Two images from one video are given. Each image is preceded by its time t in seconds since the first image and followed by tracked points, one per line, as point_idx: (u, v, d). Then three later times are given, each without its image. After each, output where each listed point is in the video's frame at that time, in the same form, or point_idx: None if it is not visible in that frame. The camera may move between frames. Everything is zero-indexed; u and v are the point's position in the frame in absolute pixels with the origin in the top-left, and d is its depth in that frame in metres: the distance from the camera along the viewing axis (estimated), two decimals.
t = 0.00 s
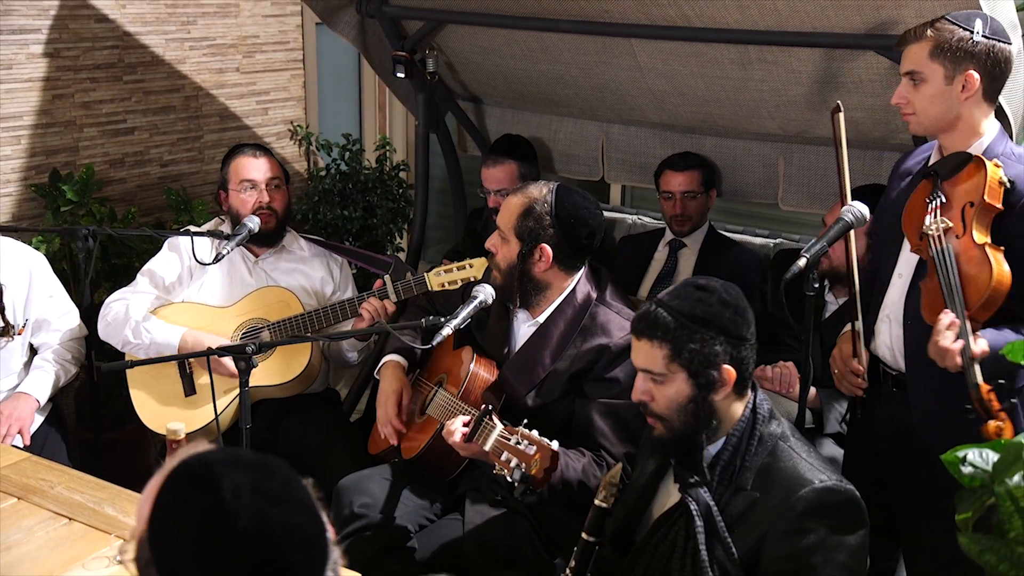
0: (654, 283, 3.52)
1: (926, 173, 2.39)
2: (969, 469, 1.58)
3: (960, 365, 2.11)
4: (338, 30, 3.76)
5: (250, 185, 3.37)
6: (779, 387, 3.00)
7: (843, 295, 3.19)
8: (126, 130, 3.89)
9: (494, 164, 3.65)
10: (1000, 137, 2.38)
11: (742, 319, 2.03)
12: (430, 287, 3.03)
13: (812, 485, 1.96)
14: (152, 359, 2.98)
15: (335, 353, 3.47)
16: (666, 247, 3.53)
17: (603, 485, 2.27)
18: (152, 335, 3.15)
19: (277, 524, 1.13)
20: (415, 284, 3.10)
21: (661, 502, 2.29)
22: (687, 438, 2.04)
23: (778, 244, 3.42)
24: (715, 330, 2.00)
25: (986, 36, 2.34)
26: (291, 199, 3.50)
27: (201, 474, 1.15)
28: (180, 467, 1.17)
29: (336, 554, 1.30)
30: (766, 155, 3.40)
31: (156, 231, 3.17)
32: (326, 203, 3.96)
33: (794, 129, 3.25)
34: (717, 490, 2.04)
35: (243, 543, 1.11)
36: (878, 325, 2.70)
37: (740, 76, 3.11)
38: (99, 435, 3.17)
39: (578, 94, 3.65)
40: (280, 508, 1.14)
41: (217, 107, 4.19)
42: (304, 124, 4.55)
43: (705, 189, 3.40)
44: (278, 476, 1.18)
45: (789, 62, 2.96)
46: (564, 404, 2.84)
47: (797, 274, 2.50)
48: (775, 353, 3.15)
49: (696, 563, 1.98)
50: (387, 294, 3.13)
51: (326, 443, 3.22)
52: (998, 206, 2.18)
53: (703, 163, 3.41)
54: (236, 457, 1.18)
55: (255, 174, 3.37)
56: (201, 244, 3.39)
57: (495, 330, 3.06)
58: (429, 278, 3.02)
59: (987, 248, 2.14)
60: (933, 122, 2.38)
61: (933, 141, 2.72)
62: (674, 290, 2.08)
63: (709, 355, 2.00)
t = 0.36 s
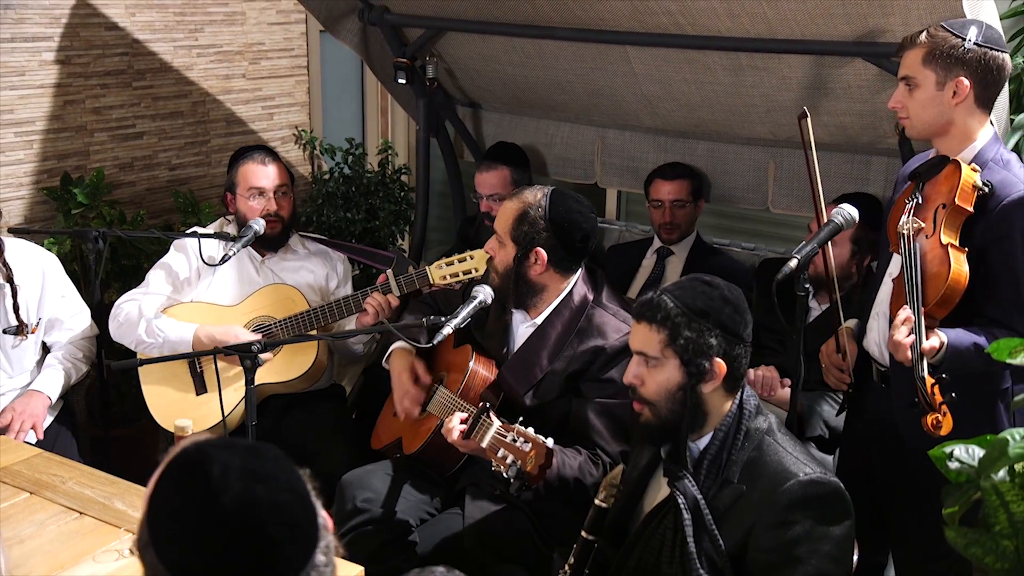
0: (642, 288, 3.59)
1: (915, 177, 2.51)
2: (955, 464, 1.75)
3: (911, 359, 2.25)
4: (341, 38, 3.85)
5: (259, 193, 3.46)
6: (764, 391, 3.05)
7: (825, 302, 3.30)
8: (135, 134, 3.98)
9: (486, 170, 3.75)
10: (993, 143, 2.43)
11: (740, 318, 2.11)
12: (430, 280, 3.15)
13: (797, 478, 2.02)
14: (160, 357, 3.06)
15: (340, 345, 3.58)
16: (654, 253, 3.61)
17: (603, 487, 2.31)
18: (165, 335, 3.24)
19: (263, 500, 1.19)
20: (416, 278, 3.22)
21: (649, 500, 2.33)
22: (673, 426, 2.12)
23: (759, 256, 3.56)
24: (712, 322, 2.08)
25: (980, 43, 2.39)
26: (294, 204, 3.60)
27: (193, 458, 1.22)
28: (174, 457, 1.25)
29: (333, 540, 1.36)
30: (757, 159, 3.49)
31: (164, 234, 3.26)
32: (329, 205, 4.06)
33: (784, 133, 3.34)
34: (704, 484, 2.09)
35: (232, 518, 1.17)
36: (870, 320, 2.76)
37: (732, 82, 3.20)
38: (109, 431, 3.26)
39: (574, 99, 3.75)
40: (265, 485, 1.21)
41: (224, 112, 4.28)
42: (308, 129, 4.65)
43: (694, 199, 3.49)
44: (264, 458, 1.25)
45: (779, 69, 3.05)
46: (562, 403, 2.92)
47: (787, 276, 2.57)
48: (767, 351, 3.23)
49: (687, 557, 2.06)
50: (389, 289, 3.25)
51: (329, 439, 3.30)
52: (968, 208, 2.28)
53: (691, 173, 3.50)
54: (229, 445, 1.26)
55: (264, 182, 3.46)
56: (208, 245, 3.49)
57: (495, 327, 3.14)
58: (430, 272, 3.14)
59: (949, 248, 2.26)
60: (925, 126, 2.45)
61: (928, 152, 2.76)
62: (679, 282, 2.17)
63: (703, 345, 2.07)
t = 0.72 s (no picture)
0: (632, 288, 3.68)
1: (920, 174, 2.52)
2: (947, 460, 1.79)
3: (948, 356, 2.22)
4: (342, 42, 3.90)
5: (258, 193, 3.51)
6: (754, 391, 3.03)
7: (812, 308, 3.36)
8: (140, 137, 4.04)
9: (474, 173, 3.83)
10: (988, 145, 2.48)
11: (762, 313, 2.18)
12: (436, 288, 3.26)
13: (800, 471, 2.04)
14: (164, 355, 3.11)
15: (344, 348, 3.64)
16: (640, 261, 3.71)
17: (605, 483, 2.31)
18: (168, 328, 3.28)
19: (271, 497, 1.22)
20: (422, 287, 3.32)
21: (654, 488, 2.34)
22: (679, 403, 2.19)
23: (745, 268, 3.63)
24: (735, 309, 2.16)
25: (979, 46, 2.44)
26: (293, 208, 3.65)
27: (202, 452, 1.24)
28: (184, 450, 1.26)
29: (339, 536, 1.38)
30: (751, 161, 3.55)
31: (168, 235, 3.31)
32: (331, 206, 4.11)
33: (778, 135, 3.40)
34: (706, 473, 2.12)
35: (239, 514, 1.19)
36: (865, 322, 2.80)
37: (726, 85, 3.26)
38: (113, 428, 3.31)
39: (571, 102, 3.82)
40: (273, 481, 1.23)
41: (227, 114, 4.35)
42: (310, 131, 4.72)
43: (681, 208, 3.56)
44: (272, 454, 1.27)
45: (772, 72, 3.10)
46: (559, 402, 2.95)
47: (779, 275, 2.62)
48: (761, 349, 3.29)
49: (688, 546, 2.07)
50: (395, 295, 3.35)
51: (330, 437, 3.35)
52: (987, 202, 2.31)
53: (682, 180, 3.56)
54: (237, 438, 1.28)
55: (264, 183, 3.51)
56: (211, 246, 3.55)
57: (495, 327, 3.15)
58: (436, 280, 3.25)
59: (975, 242, 2.27)
60: (923, 126, 2.49)
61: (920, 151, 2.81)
62: (711, 270, 2.25)
63: (720, 329, 2.14)
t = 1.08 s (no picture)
0: (630, 288, 3.75)
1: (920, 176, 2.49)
2: (938, 458, 1.66)
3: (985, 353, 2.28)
4: (343, 46, 3.96)
5: (258, 186, 3.57)
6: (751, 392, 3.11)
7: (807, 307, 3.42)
8: (145, 139, 4.10)
9: (473, 174, 3.89)
10: (972, 147, 2.54)
11: (762, 320, 2.22)
12: (436, 287, 3.37)
13: (799, 471, 2.07)
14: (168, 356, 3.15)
15: (348, 350, 3.71)
16: (639, 261, 3.77)
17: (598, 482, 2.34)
18: (174, 330, 3.34)
19: (284, 509, 1.22)
20: (423, 286, 3.39)
21: (654, 484, 2.39)
22: (681, 407, 2.21)
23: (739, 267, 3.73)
24: (738, 318, 2.18)
25: (969, 49, 2.49)
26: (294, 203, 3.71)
27: (215, 457, 1.24)
28: (196, 454, 1.26)
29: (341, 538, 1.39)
30: (746, 164, 3.61)
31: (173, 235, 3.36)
32: (333, 207, 4.17)
33: (773, 138, 3.47)
34: (706, 473, 2.16)
35: (251, 525, 1.19)
36: (861, 326, 2.80)
37: (722, 89, 3.32)
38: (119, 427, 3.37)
39: (570, 105, 3.89)
40: (288, 492, 1.23)
41: (231, 117, 4.42)
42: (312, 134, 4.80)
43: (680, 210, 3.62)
44: (286, 463, 1.27)
45: (767, 76, 3.16)
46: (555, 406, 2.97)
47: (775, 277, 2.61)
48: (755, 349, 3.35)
49: (688, 544, 2.09)
50: (397, 294, 3.42)
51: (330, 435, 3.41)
52: (1004, 204, 2.32)
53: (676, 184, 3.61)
54: (249, 444, 1.27)
55: (263, 176, 3.58)
56: (215, 247, 3.62)
57: (494, 327, 3.22)
58: (436, 279, 3.34)
59: (1000, 243, 2.29)
60: (916, 126, 2.51)
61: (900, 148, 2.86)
62: (713, 274, 2.26)
63: (724, 337, 2.17)
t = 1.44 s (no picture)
0: (633, 288, 3.79)
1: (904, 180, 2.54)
2: (927, 454, 1.76)
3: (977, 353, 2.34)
4: (347, 52, 4.05)
5: (263, 203, 3.63)
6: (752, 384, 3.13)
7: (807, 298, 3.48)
8: (152, 143, 4.20)
9: (482, 174, 3.94)
10: (949, 147, 2.62)
11: (760, 325, 2.22)
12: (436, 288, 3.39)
13: (798, 475, 2.08)
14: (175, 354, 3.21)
15: (350, 351, 3.79)
16: (645, 255, 3.81)
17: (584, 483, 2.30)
18: (182, 336, 3.42)
19: (277, 493, 1.27)
20: (424, 286, 3.44)
21: (654, 482, 2.45)
22: (682, 414, 2.22)
23: (745, 255, 3.77)
24: (735, 325, 2.19)
25: (941, 53, 2.56)
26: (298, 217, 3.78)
27: (212, 446, 1.30)
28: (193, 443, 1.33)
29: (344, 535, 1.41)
30: (741, 167, 3.71)
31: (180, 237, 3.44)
32: (336, 210, 4.25)
33: (766, 142, 3.55)
34: (706, 476, 2.17)
35: (245, 508, 1.25)
36: (850, 323, 2.86)
37: (716, 93, 3.39)
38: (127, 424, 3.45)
39: (568, 110, 3.97)
40: (280, 475, 1.29)
41: (236, 122, 4.52)
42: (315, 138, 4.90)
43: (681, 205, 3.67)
44: (280, 450, 1.32)
45: (761, 81, 3.22)
46: (557, 406, 3.03)
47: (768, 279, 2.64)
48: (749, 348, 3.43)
49: (688, 546, 2.11)
50: (398, 296, 3.47)
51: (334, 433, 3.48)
52: (986, 206, 2.40)
53: (676, 176, 3.66)
54: (246, 434, 1.33)
55: (269, 193, 3.63)
56: (219, 250, 3.70)
57: (495, 329, 3.28)
58: (437, 280, 3.36)
59: (988, 245, 2.36)
60: (894, 131, 2.58)
61: (882, 149, 2.94)
62: (708, 281, 2.27)
63: (722, 345, 2.18)
